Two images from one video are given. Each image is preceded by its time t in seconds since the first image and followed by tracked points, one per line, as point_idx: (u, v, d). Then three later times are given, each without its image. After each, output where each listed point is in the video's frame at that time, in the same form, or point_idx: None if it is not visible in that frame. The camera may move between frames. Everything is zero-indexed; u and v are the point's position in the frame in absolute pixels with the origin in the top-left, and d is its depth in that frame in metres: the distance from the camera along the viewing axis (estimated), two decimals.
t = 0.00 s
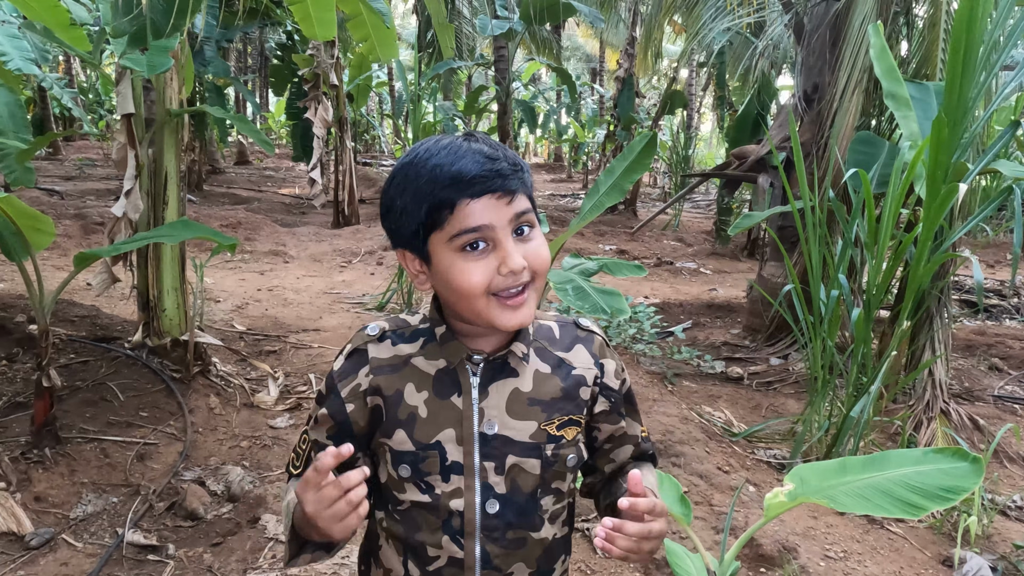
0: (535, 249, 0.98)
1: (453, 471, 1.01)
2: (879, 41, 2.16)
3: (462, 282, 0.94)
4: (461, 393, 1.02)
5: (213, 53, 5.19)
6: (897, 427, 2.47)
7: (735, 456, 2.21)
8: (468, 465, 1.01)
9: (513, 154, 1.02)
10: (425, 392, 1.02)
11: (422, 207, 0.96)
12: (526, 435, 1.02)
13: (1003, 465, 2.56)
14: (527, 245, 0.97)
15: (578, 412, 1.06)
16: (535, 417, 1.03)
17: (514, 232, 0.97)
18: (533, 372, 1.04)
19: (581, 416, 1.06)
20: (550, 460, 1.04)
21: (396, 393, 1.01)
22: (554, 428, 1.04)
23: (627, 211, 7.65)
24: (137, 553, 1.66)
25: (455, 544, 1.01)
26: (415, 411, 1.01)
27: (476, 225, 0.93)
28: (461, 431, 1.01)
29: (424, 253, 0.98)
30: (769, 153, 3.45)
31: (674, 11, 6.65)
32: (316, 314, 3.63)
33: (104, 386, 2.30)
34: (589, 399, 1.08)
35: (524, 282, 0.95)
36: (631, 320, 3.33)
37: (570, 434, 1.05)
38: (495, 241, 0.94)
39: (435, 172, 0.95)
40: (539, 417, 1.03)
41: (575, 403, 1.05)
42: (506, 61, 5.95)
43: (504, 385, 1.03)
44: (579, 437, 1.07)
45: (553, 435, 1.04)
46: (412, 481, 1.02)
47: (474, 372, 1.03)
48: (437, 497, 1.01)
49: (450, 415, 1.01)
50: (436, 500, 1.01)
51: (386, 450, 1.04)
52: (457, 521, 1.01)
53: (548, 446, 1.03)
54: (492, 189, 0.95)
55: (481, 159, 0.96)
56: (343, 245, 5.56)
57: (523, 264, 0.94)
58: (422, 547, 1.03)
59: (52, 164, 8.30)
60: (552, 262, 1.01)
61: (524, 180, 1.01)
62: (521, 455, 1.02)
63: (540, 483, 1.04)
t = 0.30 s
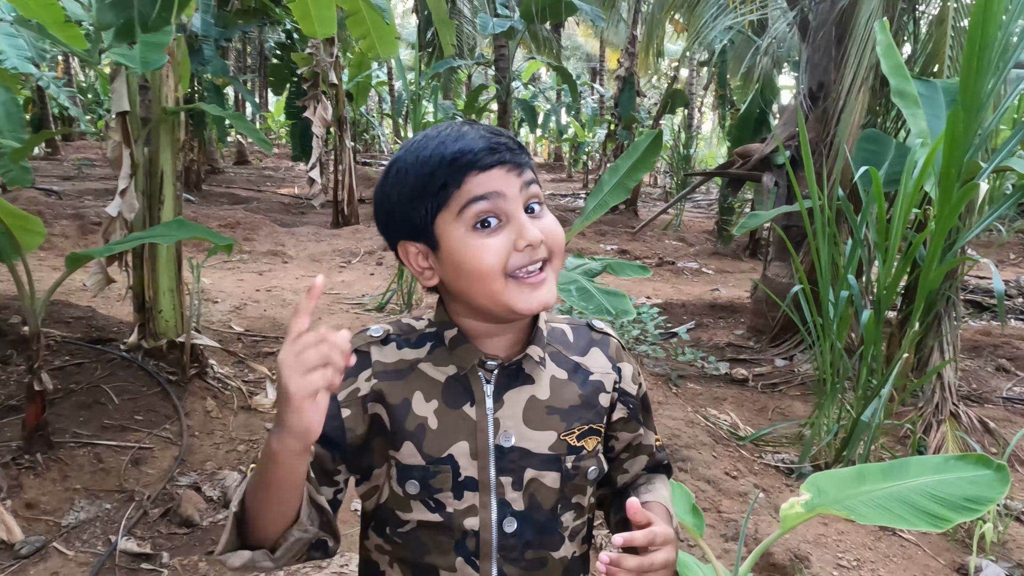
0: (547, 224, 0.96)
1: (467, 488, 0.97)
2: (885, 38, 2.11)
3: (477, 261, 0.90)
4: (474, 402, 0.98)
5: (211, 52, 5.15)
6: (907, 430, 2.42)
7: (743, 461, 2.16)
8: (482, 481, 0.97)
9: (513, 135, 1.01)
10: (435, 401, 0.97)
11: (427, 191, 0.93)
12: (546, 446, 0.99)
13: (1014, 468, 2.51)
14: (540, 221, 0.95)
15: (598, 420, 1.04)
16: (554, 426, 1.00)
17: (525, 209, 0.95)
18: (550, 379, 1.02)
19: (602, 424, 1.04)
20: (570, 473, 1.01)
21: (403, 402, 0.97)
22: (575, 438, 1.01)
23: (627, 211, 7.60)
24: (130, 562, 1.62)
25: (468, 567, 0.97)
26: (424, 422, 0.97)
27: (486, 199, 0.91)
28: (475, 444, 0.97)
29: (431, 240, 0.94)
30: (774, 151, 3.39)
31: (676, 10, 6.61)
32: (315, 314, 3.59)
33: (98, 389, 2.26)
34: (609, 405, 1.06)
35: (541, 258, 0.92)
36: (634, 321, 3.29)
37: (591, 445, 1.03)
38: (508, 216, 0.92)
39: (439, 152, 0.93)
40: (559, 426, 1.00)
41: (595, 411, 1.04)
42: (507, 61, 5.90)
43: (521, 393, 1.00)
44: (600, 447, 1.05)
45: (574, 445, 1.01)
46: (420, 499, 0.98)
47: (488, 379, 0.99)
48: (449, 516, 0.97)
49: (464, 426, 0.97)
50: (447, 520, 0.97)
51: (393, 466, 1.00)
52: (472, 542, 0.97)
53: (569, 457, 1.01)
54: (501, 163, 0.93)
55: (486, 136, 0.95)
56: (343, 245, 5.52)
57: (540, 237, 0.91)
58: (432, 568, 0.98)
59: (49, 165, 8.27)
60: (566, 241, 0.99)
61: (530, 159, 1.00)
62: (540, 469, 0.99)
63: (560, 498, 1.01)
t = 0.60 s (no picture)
0: (574, 250, 0.93)
1: (489, 543, 0.96)
2: (897, 35, 1.99)
3: (501, 293, 0.87)
4: (493, 448, 0.97)
5: (212, 52, 5.11)
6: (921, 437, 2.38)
7: (755, 468, 2.12)
8: (505, 533, 0.96)
9: (535, 149, 0.99)
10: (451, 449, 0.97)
11: (442, 212, 0.89)
12: (573, 489, 0.99)
13: None
14: (566, 246, 0.93)
15: (627, 455, 1.04)
16: (582, 467, 1.00)
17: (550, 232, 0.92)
18: (575, 416, 1.01)
19: (632, 459, 1.05)
20: (599, 516, 1.02)
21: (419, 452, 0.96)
22: (603, 479, 1.02)
23: (631, 211, 7.55)
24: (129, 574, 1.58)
25: None
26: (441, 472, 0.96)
27: (510, 225, 0.88)
28: (497, 495, 0.97)
29: (448, 267, 0.91)
30: (781, 153, 3.34)
31: (680, 7, 6.55)
32: (318, 317, 3.55)
33: (97, 395, 2.22)
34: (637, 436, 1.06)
35: (570, 287, 0.90)
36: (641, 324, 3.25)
37: (620, 482, 1.04)
38: (533, 242, 0.88)
39: (456, 168, 0.90)
40: (586, 467, 1.00)
41: (624, 445, 1.04)
42: (510, 60, 5.85)
43: (544, 432, 0.99)
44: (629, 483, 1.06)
45: (603, 486, 1.02)
46: (437, 556, 0.97)
47: (507, 422, 0.98)
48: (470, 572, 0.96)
49: (486, 474, 0.97)
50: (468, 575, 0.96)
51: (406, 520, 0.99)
52: None
53: (599, 500, 1.01)
54: (523, 183, 0.90)
55: (507, 152, 0.92)
56: (345, 246, 5.48)
57: (568, 265, 0.88)
58: None
59: (50, 164, 8.24)
60: (592, 264, 0.96)
61: (552, 174, 0.97)
62: (566, 516, 0.99)
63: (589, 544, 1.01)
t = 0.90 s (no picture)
0: (590, 256, 0.91)
1: (509, 568, 0.95)
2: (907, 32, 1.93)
3: (512, 306, 0.86)
4: (514, 468, 0.95)
5: (214, 51, 5.11)
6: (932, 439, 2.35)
7: (763, 472, 2.09)
8: (526, 558, 0.95)
9: (547, 147, 0.96)
10: (466, 470, 0.94)
11: (449, 219, 0.88)
12: (598, 511, 0.98)
13: None
14: (582, 252, 0.91)
15: (653, 473, 1.02)
16: (607, 487, 0.98)
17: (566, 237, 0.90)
18: (598, 433, 0.99)
19: (657, 477, 1.03)
20: (626, 539, 1.00)
21: (432, 474, 0.94)
22: (629, 499, 1.00)
23: (634, 210, 7.52)
24: None
25: None
26: (456, 495, 0.94)
27: (521, 234, 0.86)
28: (519, 518, 0.95)
29: (456, 277, 0.90)
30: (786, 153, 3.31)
31: (683, 6, 6.52)
32: (320, 318, 3.53)
33: (98, 396, 2.20)
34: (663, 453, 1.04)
35: (585, 298, 0.88)
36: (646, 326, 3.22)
37: (646, 502, 1.02)
38: (546, 251, 0.87)
39: (463, 172, 0.88)
40: (611, 487, 0.98)
41: (650, 462, 1.02)
42: (512, 59, 5.83)
43: (567, 450, 0.98)
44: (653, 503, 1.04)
45: (629, 507, 1.00)
46: None
47: (529, 440, 0.96)
48: None
49: (507, 497, 0.94)
50: None
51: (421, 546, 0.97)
52: None
53: (624, 522, 1.00)
54: (536, 186, 0.87)
55: (518, 153, 0.90)
56: (347, 246, 5.46)
57: (584, 275, 0.87)
58: None
59: (53, 164, 8.25)
60: (611, 270, 0.94)
61: (567, 173, 0.95)
62: (591, 539, 0.97)
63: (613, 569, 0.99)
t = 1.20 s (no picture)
0: (592, 248, 0.90)
1: (513, 559, 0.93)
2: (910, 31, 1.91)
3: (513, 295, 0.85)
4: (519, 457, 0.94)
5: (220, 52, 5.13)
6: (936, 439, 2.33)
7: (766, 472, 2.08)
8: (530, 550, 0.93)
9: (549, 139, 0.96)
10: (471, 459, 0.94)
11: (449, 211, 0.88)
12: (603, 503, 0.97)
13: None
14: (583, 244, 0.90)
15: (657, 467, 1.01)
16: (611, 479, 0.97)
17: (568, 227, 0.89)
18: (602, 425, 0.99)
19: (661, 471, 1.02)
20: (631, 533, 0.99)
21: (437, 463, 0.94)
22: (633, 492, 0.99)
23: (638, 211, 7.52)
24: None
25: None
26: (461, 484, 0.93)
27: (522, 224, 0.85)
28: (523, 508, 0.93)
29: (457, 268, 0.89)
30: (791, 152, 3.29)
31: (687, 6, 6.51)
32: (324, 318, 3.53)
33: (101, 396, 2.21)
34: (666, 448, 1.03)
35: (588, 288, 0.87)
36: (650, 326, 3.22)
37: (650, 496, 1.01)
38: (548, 241, 0.86)
39: (463, 165, 0.88)
40: (615, 479, 0.97)
41: (653, 456, 1.01)
42: (516, 59, 5.82)
43: (572, 440, 0.97)
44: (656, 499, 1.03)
45: (633, 500, 0.99)
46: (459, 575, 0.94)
47: (534, 430, 0.95)
48: None
49: (511, 486, 0.93)
50: None
51: (424, 537, 0.96)
52: None
53: (628, 514, 0.99)
54: (536, 177, 0.87)
55: (518, 145, 0.90)
56: (352, 246, 5.47)
57: (585, 265, 0.86)
58: None
59: (59, 165, 8.30)
60: (614, 261, 0.93)
61: (569, 165, 0.94)
62: (595, 531, 0.96)
63: (617, 562, 0.98)
